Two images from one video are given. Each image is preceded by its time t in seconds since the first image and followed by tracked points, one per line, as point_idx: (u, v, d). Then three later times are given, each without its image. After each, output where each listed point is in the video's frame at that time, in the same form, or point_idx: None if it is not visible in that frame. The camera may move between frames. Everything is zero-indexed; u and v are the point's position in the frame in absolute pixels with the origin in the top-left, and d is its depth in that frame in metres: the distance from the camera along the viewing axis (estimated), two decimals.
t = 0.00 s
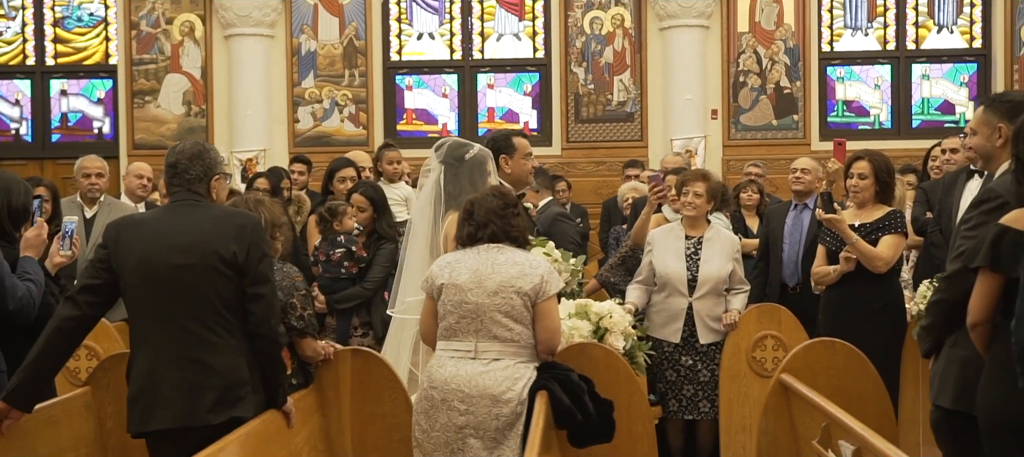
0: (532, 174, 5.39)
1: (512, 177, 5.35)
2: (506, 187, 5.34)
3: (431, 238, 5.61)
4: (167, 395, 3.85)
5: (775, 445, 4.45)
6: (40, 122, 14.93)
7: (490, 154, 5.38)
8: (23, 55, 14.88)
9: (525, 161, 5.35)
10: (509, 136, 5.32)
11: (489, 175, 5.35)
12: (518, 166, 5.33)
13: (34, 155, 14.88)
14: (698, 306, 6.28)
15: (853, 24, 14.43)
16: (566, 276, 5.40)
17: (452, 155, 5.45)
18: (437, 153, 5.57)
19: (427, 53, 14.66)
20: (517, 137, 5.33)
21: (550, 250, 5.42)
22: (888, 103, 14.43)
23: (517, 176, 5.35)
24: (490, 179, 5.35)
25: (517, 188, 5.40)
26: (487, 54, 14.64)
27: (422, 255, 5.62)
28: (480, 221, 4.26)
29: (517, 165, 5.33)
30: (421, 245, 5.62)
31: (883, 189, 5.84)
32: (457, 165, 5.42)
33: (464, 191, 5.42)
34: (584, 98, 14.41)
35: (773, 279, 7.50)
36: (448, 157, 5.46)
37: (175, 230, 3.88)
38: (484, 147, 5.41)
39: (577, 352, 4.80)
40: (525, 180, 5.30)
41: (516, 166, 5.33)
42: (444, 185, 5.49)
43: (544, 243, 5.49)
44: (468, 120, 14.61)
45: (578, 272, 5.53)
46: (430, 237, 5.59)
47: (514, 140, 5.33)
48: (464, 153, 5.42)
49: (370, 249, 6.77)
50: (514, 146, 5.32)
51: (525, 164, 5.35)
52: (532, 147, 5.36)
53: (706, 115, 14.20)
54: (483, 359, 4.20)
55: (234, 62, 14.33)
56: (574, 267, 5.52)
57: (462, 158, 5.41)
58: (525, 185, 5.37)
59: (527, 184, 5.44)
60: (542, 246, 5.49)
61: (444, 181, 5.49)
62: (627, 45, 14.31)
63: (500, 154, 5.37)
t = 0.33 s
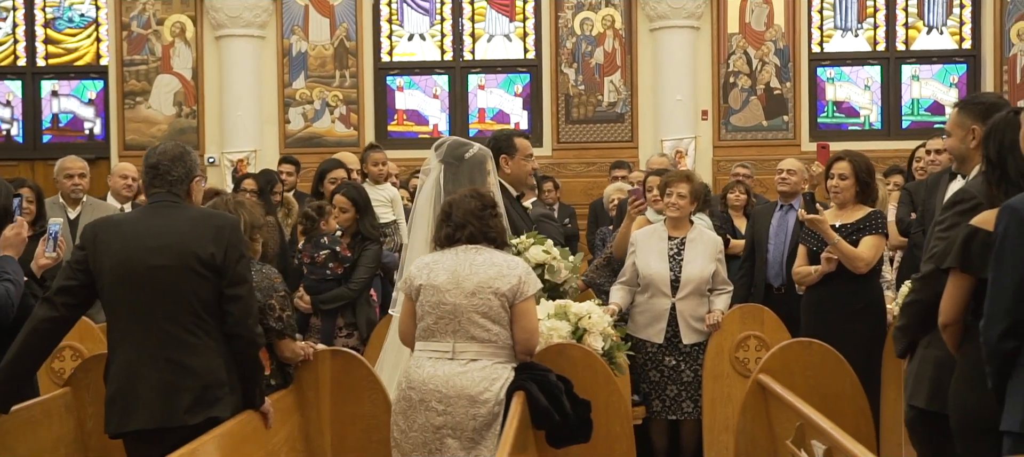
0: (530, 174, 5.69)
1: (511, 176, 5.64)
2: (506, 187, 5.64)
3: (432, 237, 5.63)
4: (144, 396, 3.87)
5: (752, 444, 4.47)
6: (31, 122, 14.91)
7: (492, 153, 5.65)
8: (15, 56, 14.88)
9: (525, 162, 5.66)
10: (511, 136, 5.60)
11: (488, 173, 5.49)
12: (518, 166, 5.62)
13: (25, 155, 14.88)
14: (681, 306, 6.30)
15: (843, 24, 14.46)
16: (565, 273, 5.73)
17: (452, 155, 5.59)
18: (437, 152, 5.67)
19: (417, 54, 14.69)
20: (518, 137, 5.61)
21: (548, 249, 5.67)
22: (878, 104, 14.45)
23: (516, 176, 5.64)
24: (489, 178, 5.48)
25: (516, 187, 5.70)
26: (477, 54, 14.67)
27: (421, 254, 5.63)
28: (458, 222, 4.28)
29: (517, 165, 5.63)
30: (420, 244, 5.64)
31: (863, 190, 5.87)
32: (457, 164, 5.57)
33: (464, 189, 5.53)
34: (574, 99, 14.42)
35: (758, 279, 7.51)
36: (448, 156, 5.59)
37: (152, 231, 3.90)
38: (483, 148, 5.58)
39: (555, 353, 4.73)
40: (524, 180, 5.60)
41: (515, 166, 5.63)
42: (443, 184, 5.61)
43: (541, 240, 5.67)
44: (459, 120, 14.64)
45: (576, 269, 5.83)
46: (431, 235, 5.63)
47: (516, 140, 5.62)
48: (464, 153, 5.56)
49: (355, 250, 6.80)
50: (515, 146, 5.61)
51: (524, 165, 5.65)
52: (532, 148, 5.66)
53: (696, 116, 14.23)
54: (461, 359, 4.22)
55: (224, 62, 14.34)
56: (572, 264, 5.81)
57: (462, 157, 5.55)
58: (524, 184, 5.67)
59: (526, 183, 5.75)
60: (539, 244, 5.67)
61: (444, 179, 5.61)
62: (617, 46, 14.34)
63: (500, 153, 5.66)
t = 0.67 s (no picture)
0: (528, 173, 5.85)
1: (511, 175, 5.80)
2: (505, 186, 5.80)
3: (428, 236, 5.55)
4: (121, 395, 3.88)
5: (730, 443, 4.50)
6: (22, 122, 14.90)
7: (492, 149, 5.77)
8: (7, 55, 14.88)
9: (524, 162, 5.81)
10: (512, 135, 5.73)
11: (487, 173, 5.45)
12: (517, 165, 5.77)
13: (17, 155, 14.87)
14: (665, 306, 6.32)
15: (834, 25, 14.46)
16: (560, 273, 5.72)
17: (450, 152, 5.49)
18: (436, 149, 5.57)
19: (409, 54, 14.69)
20: (519, 137, 5.75)
21: (544, 249, 5.65)
22: (869, 104, 14.48)
23: (515, 175, 5.79)
24: (488, 177, 5.44)
25: (514, 185, 5.85)
26: (469, 54, 14.69)
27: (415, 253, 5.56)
28: (436, 223, 4.29)
29: (516, 164, 5.77)
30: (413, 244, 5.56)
31: (845, 189, 5.91)
32: (455, 161, 5.46)
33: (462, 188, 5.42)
34: (566, 99, 14.45)
35: (744, 278, 7.53)
36: (447, 153, 5.49)
37: (131, 232, 3.91)
38: (481, 147, 5.51)
39: (534, 353, 4.71)
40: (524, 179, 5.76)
41: (514, 165, 5.78)
42: (440, 180, 5.50)
43: (537, 239, 5.66)
44: (451, 120, 14.66)
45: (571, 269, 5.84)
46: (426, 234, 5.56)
47: (518, 139, 5.76)
48: (462, 150, 5.46)
49: (340, 249, 6.83)
50: (515, 145, 5.74)
51: (523, 164, 5.80)
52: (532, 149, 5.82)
53: (687, 115, 14.26)
54: (439, 359, 4.24)
55: (216, 62, 14.34)
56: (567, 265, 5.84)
57: (461, 155, 5.45)
58: (523, 183, 5.84)
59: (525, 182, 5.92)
60: (536, 243, 5.66)
61: (441, 176, 5.50)
62: (608, 46, 14.36)
63: (500, 151, 5.78)
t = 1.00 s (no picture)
0: (525, 175, 5.90)
1: (508, 176, 5.84)
2: (501, 185, 5.84)
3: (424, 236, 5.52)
4: (98, 395, 3.91)
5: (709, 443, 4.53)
6: (13, 123, 14.90)
7: (490, 150, 5.80)
8: None
9: (522, 164, 5.86)
10: (511, 136, 5.76)
11: (482, 173, 5.48)
12: (515, 166, 5.81)
13: (8, 156, 14.86)
14: (648, 307, 6.33)
15: (825, 26, 14.48)
16: (553, 277, 5.72)
17: (446, 153, 5.52)
18: (432, 150, 5.59)
19: (401, 54, 14.72)
20: (518, 138, 5.78)
21: (538, 252, 5.66)
22: (859, 104, 14.51)
23: (513, 176, 5.84)
24: (483, 178, 5.47)
25: (511, 186, 5.89)
26: (460, 55, 14.72)
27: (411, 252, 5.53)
28: (411, 224, 4.31)
29: (514, 165, 5.81)
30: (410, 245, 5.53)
31: (826, 190, 5.93)
32: (451, 162, 5.49)
33: (457, 188, 5.43)
34: (557, 99, 14.47)
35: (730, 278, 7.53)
36: (443, 154, 5.52)
37: (108, 233, 3.93)
38: (477, 148, 5.56)
39: (513, 354, 4.72)
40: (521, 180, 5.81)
41: (512, 166, 5.82)
42: (436, 181, 5.51)
43: (531, 242, 5.67)
44: (442, 120, 14.69)
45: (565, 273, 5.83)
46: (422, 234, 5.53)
47: (516, 140, 5.78)
48: (459, 151, 5.51)
49: (325, 249, 6.88)
50: (514, 146, 5.77)
51: (522, 165, 5.85)
52: (530, 151, 5.87)
53: (678, 116, 14.28)
54: (417, 360, 4.25)
55: (207, 63, 14.33)
56: (560, 268, 5.82)
57: (457, 155, 5.49)
58: (519, 185, 5.88)
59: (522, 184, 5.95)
60: (529, 246, 5.66)
61: (437, 176, 5.51)
62: (599, 46, 14.37)
63: (499, 152, 5.81)
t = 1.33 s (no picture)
0: (528, 178, 5.86)
1: (511, 179, 5.81)
2: (503, 188, 5.82)
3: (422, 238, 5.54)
4: (77, 396, 3.93)
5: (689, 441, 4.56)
6: (8, 124, 14.91)
7: (493, 155, 5.80)
8: None
9: (525, 168, 5.81)
10: (514, 140, 5.75)
11: (481, 177, 5.51)
12: (518, 170, 5.78)
13: (2, 156, 14.86)
14: (635, 307, 6.33)
15: (818, 26, 14.52)
16: (550, 280, 5.75)
17: (445, 156, 5.56)
18: (432, 152, 5.63)
19: (394, 55, 14.77)
20: (521, 142, 5.76)
21: (535, 254, 5.68)
22: (853, 105, 14.53)
23: (515, 179, 5.81)
24: (482, 182, 5.50)
25: (513, 189, 5.87)
26: (454, 56, 14.77)
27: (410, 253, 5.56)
28: (389, 226, 4.32)
29: (517, 169, 5.78)
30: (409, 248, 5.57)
31: (810, 192, 5.96)
32: (451, 165, 5.53)
33: (455, 191, 5.45)
34: (551, 100, 14.45)
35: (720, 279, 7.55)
36: (442, 157, 5.56)
37: (87, 234, 3.94)
38: (477, 151, 5.59)
39: (494, 355, 4.75)
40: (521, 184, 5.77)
41: (515, 170, 5.78)
42: (435, 184, 5.54)
43: (528, 245, 5.69)
44: (436, 121, 14.73)
45: (563, 276, 5.85)
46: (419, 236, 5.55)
47: (519, 144, 5.76)
48: (458, 154, 5.54)
49: (313, 248, 6.89)
50: (517, 150, 5.75)
51: (524, 168, 5.81)
52: (532, 155, 5.82)
53: (672, 117, 14.29)
54: (396, 361, 4.26)
55: (201, 64, 14.34)
56: (558, 270, 5.83)
57: (456, 159, 5.53)
58: (521, 188, 5.85)
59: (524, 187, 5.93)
60: (527, 249, 5.68)
61: (436, 179, 5.54)
62: (593, 47, 14.37)
63: (502, 155, 5.80)
